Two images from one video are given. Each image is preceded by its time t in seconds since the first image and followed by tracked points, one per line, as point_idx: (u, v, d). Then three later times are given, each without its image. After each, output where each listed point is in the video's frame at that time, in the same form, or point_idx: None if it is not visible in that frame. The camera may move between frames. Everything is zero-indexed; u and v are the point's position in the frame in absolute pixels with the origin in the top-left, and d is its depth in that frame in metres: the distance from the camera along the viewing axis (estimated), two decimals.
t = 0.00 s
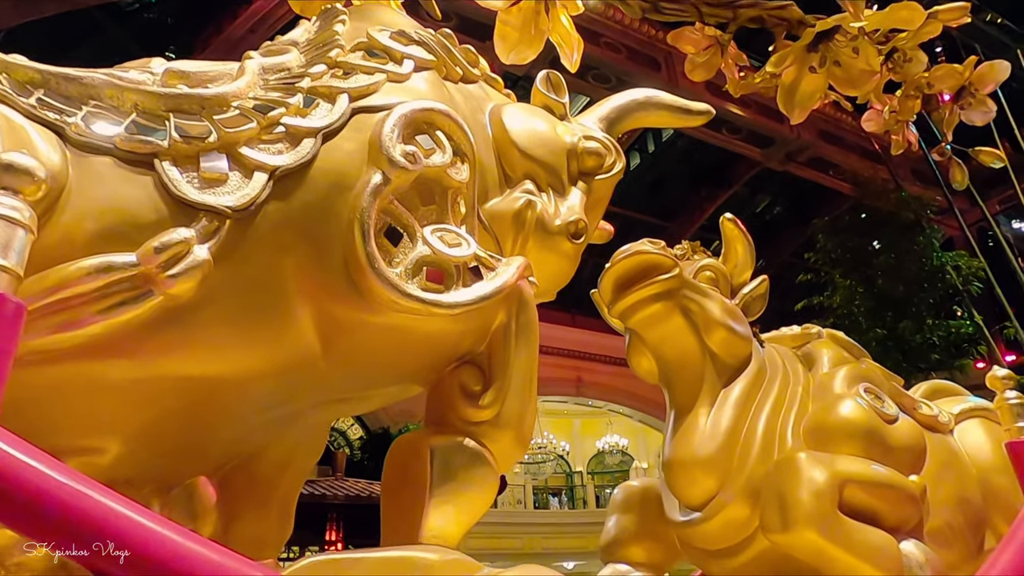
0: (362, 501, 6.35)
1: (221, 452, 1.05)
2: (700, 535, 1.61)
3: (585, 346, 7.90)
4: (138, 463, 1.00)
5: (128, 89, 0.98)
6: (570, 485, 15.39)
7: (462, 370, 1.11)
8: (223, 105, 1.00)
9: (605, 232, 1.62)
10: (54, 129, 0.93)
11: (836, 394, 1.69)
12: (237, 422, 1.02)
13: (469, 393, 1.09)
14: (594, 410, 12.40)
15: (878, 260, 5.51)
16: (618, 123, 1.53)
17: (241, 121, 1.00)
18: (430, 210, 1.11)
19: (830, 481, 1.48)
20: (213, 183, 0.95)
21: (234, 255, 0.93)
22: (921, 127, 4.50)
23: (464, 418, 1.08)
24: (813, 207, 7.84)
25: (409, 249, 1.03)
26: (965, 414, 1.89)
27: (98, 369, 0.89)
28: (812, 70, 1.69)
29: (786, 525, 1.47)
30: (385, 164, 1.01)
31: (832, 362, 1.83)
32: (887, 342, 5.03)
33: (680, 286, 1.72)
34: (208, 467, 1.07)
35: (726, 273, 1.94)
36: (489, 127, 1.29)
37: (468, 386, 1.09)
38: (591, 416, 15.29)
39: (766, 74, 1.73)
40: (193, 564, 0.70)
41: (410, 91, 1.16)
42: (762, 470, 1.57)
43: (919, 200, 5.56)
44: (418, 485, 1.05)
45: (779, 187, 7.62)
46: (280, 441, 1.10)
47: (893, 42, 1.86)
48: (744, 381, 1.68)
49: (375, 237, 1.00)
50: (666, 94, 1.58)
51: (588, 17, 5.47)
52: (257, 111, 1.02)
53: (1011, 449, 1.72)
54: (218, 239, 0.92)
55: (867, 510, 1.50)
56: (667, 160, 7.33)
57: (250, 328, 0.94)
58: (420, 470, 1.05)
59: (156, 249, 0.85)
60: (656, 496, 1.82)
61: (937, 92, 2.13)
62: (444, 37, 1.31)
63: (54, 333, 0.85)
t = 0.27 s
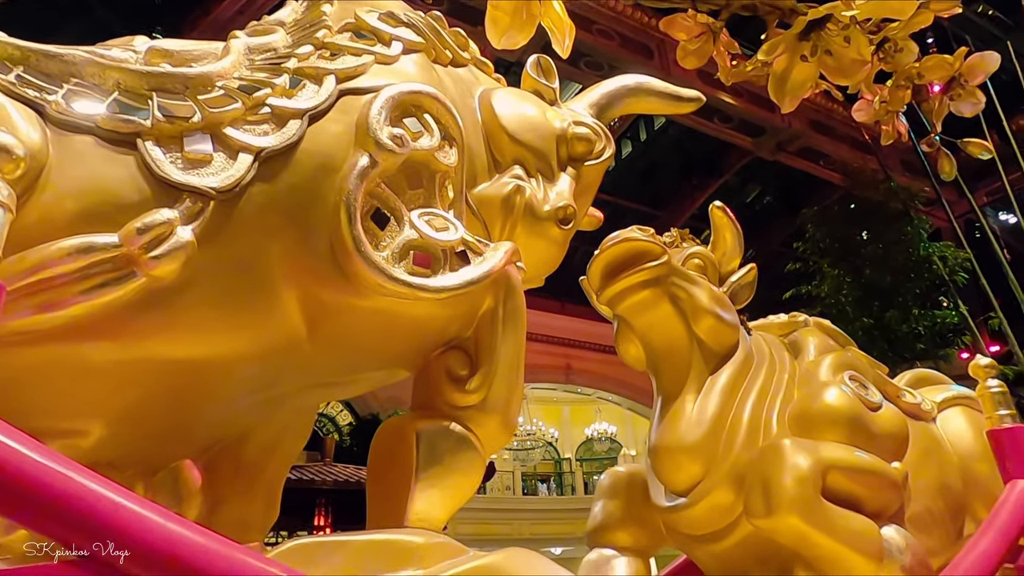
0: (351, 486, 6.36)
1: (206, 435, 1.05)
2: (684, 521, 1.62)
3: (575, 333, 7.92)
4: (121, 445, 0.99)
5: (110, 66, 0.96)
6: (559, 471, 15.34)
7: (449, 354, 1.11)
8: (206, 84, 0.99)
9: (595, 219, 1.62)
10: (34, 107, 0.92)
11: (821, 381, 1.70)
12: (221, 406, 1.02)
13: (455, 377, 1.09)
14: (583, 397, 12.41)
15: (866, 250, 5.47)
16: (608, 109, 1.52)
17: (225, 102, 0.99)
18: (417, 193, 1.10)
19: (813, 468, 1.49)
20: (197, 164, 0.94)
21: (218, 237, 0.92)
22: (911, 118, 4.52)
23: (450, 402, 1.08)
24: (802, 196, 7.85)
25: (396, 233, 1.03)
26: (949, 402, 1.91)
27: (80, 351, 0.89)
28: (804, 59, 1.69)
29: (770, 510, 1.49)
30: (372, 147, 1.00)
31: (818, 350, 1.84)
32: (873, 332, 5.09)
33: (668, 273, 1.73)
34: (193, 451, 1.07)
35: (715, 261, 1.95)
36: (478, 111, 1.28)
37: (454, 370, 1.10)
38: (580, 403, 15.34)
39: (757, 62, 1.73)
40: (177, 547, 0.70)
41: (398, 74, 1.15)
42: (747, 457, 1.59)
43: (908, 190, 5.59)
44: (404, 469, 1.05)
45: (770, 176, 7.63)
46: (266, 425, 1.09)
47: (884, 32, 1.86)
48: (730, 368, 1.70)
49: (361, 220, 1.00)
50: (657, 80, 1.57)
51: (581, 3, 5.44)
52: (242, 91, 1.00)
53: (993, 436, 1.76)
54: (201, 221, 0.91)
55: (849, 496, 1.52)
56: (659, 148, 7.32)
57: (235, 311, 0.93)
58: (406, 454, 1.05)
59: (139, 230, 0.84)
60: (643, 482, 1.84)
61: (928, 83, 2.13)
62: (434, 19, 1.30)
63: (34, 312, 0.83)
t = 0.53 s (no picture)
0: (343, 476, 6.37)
1: (197, 422, 1.05)
2: (672, 513, 1.63)
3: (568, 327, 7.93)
4: (110, 431, 0.99)
5: (102, 49, 0.96)
6: (550, 465, 15.45)
7: (440, 344, 1.10)
8: (198, 69, 0.98)
9: (588, 212, 1.62)
10: (23, 89, 0.91)
11: (811, 376, 1.71)
12: (212, 394, 1.02)
13: (445, 366, 1.09)
14: (576, 391, 12.44)
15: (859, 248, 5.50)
16: (604, 102, 1.52)
17: (217, 88, 0.98)
18: (410, 182, 1.10)
19: (801, 461, 1.50)
20: (188, 148, 0.93)
21: (208, 223, 0.91)
22: (906, 116, 4.53)
23: (440, 391, 1.08)
24: (797, 193, 7.85)
25: (388, 221, 1.03)
26: (937, 398, 1.93)
27: (70, 336, 0.88)
28: (800, 55, 1.69)
29: (758, 502, 1.50)
30: (365, 135, 0.99)
31: (808, 345, 1.85)
32: (864, 329, 5.14)
33: (661, 267, 1.73)
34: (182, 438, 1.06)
35: (708, 256, 1.95)
36: (473, 102, 1.28)
37: (444, 359, 1.09)
38: (573, 397, 15.36)
39: (753, 57, 1.73)
40: (164, 531, 0.69)
41: (392, 62, 1.14)
42: (736, 451, 1.60)
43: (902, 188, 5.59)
44: (394, 458, 1.05)
45: (766, 173, 7.63)
46: (256, 413, 1.09)
47: (881, 30, 1.86)
48: (721, 362, 1.70)
49: (353, 209, 1.00)
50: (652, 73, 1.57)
51: None
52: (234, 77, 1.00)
53: (980, 433, 1.77)
54: (191, 207, 0.91)
55: (838, 491, 1.53)
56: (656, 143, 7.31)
57: (225, 299, 0.93)
58: (396, 443, 1.05)
59: (128, 215, 0.84)
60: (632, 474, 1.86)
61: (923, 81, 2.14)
62: (430, 8, 1.29)
63: (22, 296, 0.83)
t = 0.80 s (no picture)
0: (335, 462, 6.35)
1: (186, 403, 1.05)
2: (661, 500, 1.64)
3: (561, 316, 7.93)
4: (100, 411, 0.99)
5: (91, 26, 0.95)
6: (542, 454, 15.42)
7: (430, 328, 1.10)
8: (189, 47, 0.97)
9: (582, 199, 1.62)
10: (11, 65, 0.90)
11: (800, 365, 1.72)
12: (202, 375, 1.02)
13: (436, 351, 1.09)
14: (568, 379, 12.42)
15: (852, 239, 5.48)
16: (599, 88, 1.51)
17: (207, 67, 0.98)
18: (402, 166, 1.09)
19: (789, 449, 1.52)
20: (178, 128, 0.93)
21: (198, 203, 0.91)
22: (901, 109, 4.53)
23: (431, 375, 1.08)
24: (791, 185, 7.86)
25: (380, 205, 1.02)
26: (924, 389, 1.95)
27: (60, 314, 0.88)
28: (796, 46, 1.69)
29: (745, 489, 1.51)
30: (356, 118, 0.99)
31: (798, 335, 1.86)
32: (855, 321, 5.17)
33: (652, 255, 1.74)
34: (172, 419, 1.06)
35: (701, 245, 1.95)
36: (467, 87, 1.27)
37: (435, 344, 1.09)
38: (564, 386, 15.37)
39: (749, 47, 1.72)
40: (147, 511, 0.67)
41: (386, 44, 1.13)
42: (725, 439, 1.61)
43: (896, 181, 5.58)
44: (383, 442, 1.06)
45: (761, 164, 7.60)
46: (247, 395, 1.09)
47: (878, 21, 1.86)
48: (711, 351, 1.71)
49: (344, 192, 0.99)
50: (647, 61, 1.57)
51: None
52: (225, 56, 0.99)
53: (966, 424, 1.78)
54: (181, 186, 0.90)
55: (824, 479, 1.54)
56: (652, 132, 7.29)
57: (215, 281, 0.93)
58: (386, 426, 1.06)
59: (117, 194, 0.84)
60: (620, 461, 1.90)
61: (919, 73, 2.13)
62: None
63: (10, 274, 0.83)
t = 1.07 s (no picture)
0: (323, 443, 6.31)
1: (169, 381, 1.04)
2: (645, 477, 1.66)
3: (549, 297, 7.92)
4: (81, 388, 0.99)
5: None
6: (529, 434, 15.25)
7: (415, 306, 1.10)
8: (167, 19, 0.96)
9: (568, 178, 1.61)
10: None
11: (784, 345, 1.74)
12: (185, 352, 1.01)
13: (420, 329, 1.09)
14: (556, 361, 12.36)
15: (838, 223, 5.39)
16: (586, 66, 1.50)
17: (186, 38, 0.96)
18: (387, 141, 1.08)
19: (770, 427, 1.54)
20: (156, 100, 0.91)
21: (178, 178, 0.90)
22: (888, 92, 4.54)
23: (415, 353, 1.08)
24: (779, 168, 7.83)
25: (363, 180, 1.02)
26: (905, 369, 1.98)
27: (38, 290, 0.87)
28: (784, 27, 1.67)
29: (727, 467, 1.53)
30: (339, 92, 0.98)
31: (782, 315, 1.88)
32: (839, 303, 5.20)
33: (639, 235, 1.74)
34: (154, 397, 1.06)
35: (687, 226, 1.96)
36: (452, 63, 1.26)
37: (419, 322, 1.09)
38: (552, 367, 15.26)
39: (738, 27, 1.72)
40: (125, 487, 0.65)
41: (369, 18, 1.12)
42: (708, 417, 1.62)
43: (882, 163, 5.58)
44: (368, 419, 1.06)
45: (748, 147, 7.56)
46: (230, 373, 1.08)
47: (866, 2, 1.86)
48: (696, 331, 1.72)
49: (327, 168, 0.98)
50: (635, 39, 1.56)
51: None
52: (204, 28, 0.97)
53: (944, 402, 1.81)
54: (160, 160, 0.89)
55: (804, 456, 1.57)
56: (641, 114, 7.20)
57: (196, 256, 0.92)
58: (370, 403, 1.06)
59: (93, 166, 0.82)
60: (605, 440, 1.92)
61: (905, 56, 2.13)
62: None
63: None
